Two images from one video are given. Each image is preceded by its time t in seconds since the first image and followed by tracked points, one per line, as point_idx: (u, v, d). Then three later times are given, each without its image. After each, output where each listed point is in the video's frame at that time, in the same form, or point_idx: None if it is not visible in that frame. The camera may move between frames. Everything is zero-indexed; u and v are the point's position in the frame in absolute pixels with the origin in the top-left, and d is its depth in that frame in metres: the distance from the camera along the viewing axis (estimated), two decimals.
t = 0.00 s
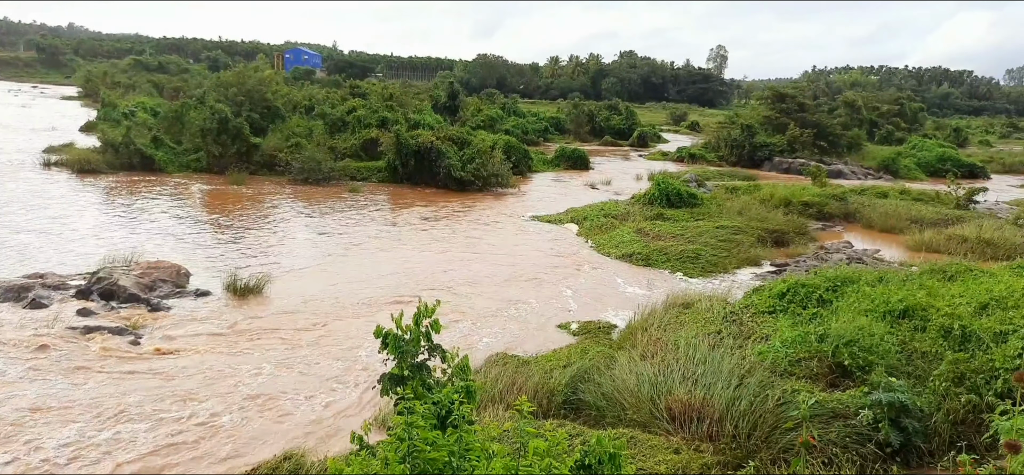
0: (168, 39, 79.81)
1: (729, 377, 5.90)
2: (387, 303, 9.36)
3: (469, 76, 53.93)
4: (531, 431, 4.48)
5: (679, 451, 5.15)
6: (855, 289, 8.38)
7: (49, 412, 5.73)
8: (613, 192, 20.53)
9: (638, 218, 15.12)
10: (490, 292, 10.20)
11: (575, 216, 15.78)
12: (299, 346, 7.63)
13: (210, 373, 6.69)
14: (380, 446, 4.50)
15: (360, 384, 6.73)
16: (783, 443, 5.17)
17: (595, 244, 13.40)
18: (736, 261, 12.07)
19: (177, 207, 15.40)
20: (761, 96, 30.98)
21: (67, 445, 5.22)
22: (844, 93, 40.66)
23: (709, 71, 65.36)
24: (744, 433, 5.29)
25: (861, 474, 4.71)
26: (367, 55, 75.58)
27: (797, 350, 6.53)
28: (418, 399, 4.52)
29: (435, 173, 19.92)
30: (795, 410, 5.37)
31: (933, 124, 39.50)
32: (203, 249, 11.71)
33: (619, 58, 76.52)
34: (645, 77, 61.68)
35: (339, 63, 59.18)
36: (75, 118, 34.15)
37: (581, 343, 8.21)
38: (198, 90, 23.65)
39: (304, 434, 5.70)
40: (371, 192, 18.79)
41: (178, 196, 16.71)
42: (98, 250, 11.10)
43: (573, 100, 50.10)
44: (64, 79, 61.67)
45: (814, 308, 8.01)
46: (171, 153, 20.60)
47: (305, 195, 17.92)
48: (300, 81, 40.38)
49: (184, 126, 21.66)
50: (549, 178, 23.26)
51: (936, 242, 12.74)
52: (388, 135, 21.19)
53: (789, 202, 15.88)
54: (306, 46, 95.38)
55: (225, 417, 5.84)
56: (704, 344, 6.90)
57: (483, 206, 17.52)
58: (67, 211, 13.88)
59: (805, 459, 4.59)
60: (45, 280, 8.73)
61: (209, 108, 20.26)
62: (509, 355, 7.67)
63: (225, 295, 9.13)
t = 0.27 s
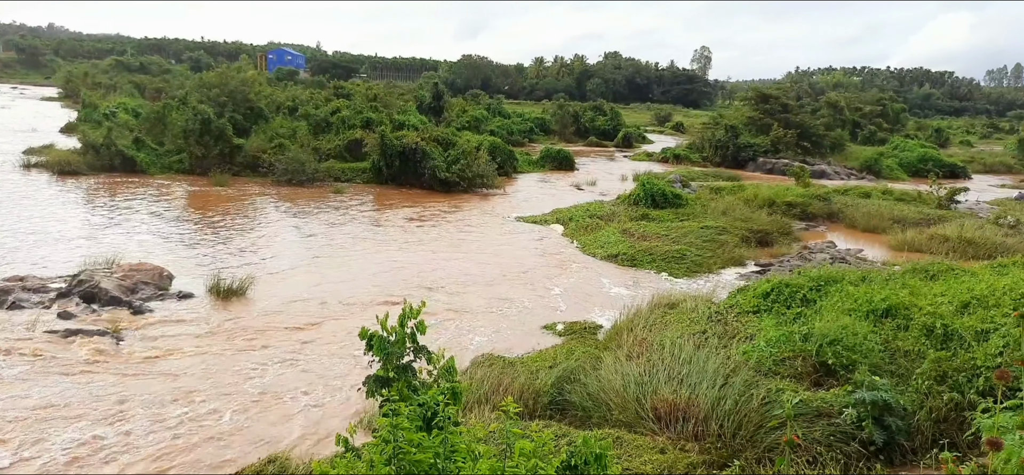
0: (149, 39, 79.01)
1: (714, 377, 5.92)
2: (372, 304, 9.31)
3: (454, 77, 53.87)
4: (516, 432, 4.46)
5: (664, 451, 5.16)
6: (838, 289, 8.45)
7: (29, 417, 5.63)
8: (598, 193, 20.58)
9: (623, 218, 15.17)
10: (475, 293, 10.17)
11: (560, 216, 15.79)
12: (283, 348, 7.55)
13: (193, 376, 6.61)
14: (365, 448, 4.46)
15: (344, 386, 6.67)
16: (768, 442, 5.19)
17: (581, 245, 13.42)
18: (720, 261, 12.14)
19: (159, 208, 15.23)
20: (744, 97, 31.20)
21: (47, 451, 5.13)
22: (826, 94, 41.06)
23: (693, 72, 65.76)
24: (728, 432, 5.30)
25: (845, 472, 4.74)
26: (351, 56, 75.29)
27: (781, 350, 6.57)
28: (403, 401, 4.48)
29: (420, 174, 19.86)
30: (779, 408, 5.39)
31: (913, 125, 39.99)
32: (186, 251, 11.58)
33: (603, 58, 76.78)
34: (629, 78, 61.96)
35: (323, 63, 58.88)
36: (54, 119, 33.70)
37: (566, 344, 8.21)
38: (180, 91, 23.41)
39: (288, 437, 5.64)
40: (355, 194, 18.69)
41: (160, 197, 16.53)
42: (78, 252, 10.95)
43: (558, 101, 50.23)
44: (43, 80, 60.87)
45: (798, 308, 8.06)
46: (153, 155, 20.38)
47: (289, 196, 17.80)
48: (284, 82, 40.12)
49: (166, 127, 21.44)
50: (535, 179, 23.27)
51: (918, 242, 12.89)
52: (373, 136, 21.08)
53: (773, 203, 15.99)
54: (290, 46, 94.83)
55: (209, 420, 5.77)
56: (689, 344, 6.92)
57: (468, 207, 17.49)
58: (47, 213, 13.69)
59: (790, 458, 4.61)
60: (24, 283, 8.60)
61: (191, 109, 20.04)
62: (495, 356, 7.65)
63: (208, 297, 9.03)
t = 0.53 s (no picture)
0: (128, 40, 78.01)
1: (697, 376, 5.94)
2: (354, 306, 9.23)
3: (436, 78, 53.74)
4: (500, 433, 4.44)
5: (648, 451, 5.16)
6: (819, 288, 8.52)
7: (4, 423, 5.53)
8: (581, 194, 20.62)
9: (606, 219, 15.20)
10: (458, 294, 10.14)
11: (543, 217, 15.80)
12: (264, 350, 7.47)
13: (173, 379, 6.51)
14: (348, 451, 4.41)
15: (326, 388, 6.60)
16: (751, 441, 5.21)
17: (564, 245, 13.43)
18: (702, 261, 12.21)
19: (138, 210, 15.02)
20: (726, 98, 31.41)
21: (23, 457, 5.04)
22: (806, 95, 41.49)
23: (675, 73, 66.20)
24: (711, 432, 5.31)
25: (827, 470, 4.77)
26: (333, 57, 74.90)
27: (763, 349, 6.61)
28: (386, 403, 4.44)
29: (402, 175, 19.77)
30: (762, 407, 5.42)
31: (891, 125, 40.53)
32: (166, 253, 11.43)
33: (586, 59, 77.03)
34: (612, 79, 62.22)
35: (305, 64, 58.48)
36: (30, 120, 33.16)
37: (550, 345, 8.20)
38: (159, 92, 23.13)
39: (270, 440, 5.57)
40: (337, 195, 18.57)
41: (139, 199, 16.30)
42: (55, 255, 10.77)
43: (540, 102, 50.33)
44: (18, 81, 59.85)
45: (780, 308, 8.12)
46: (131, 156, 20.10)
47: (270, 198, 17.64)
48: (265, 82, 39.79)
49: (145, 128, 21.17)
50: (518, 180, 23.28)
51: (898, 241, 13.05)
52: (354, 136, 20.95)
53: (754, 203, 16.12)
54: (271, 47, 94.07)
55: (189, 423, 5.68)
56: (672, 344, 6.94)
57: (451, 208, 17.44)
58: (22, 216, 13.45)
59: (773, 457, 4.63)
60: None
61: (170, 110, 19.77)
62: (479, 358, 7.62)
63: (189, 300, 8.91)
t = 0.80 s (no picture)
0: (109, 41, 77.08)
1: (683, 376, 5.94)
2: (340, 308, 9.15)
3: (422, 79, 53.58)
4: (486, 434, 4.41)
5: (634, 451, 5.16)
6: (802, 288, 8.58)
7: None
8: (567, 194, 20.62)
9: (592, 220, 15.22)
10: (444, 295, 10.08)
11: (529, 218, 15.78)
12: (249, 353, 7.38)
13: (156, 383, 6.42)
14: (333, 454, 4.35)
15: (311, 391, 6.53)
16: (736, 440, 5.22)
17: (551, 246, 13.41)
18: (688, 261, 12.25)
19: (120, 212, 14.83)
20: (710, 99, 31.59)
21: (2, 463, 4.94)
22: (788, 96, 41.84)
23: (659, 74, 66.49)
24: (697, 431, 5.31)
25: (812, 469, 4.79)
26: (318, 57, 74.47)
27: (748, 349, 6.64)
28: (371, 405, 4.40)
29: (387, 176, 19.68)
30: (746, 407, 5.44)
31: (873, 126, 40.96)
32: (149, 255, 11.29)
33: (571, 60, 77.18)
34: (597, 80, 62.37)
35: (289, 65, 58.09)
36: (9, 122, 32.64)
37: (536, 345, 8.18)
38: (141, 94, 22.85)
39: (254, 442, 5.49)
40: (322, 196, 18.45)
41: (121, 201, 16.09)
42: (36, 258, 10.60)
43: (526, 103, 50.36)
44: None
45: (764, 307, 8.16)
46: (113, 158, 19.85)
47: (255, 199, 17.48)
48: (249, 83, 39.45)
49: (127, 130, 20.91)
50: (503, 180, 23.25)
51: (881, 241, 13.16)
52: (339, 137, 20.81)
53: (738, 203, 16.20)
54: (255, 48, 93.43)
55: (172, 427, 5.60)
56: (657, 344, 6.95)
57: (437, 209, 17.38)
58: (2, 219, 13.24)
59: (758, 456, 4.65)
60: None
61: (153, 111, 19.47)
62: (465, 359, 7.58)
63: (172, 302, 8.80)
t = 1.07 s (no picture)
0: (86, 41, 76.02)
1: (666, 376, 5.94)
2: (323, 310, 9.05)
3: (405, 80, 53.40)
4: (470, 436, 4.37)
5: (618, 451, 5.14)
6: (784, 288, 8.63)
7: None
8: (550, 195, 20.63)
9: (575, 221, 15.22)
10: (428, 297, 10.02)
11: (512, 219, 15.76)
12: (230, 356, 7.28)
13: (137, 386, 6.31)
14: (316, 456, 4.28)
15: (294, 393, 6.44)
16: (719, 440, 5.22)
17: (534, 247, 13.39)
18: (671, 261, 12.29)
19: (99, 214, 14.60)
20: (693, 100, 31.77)
21: None
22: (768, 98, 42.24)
23: (642, 75, 66.87)
24: (680, 432, 5.31)
25: (794, 468, 4.80)
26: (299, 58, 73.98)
27: (730, 348, 6.65)
28: (354, 407, 4.34)
29: (370, 178, 19.56)
30: (729, 406, 5.44)
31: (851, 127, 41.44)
32: (128, 257, 11.11)
33: (554, 62, 77.39)
34: (579, 82, 62.55)
35: (271, 66, 57.63)
36: None
37: (519, 347, 8.15)
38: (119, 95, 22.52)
39: (237, 445, 5.40)
40: (304, 198, 18.30)
41: (99, 203, 15.83)
42: (12, 260, 10.39)
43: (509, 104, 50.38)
44: None
45: (747, 307, 8.20)
46: (91, 160, 19.54)
47: (236, 201, 17.29)
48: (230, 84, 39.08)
49: (105, 131, 20.59)
50: (487, 182, 23.22)
51: (862, 240, 13.28)
52: (321, 138, 20.66)
53: (721, 204, 16.29)
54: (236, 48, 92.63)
55: (153, 430, 5.49)
56: (640, 344, 6.95)
57: (420, 210, 17.31)
58: None
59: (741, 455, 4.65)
60: None
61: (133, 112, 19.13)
62: (449, 360, 7.52)
63: (152, 305, 8.66)
